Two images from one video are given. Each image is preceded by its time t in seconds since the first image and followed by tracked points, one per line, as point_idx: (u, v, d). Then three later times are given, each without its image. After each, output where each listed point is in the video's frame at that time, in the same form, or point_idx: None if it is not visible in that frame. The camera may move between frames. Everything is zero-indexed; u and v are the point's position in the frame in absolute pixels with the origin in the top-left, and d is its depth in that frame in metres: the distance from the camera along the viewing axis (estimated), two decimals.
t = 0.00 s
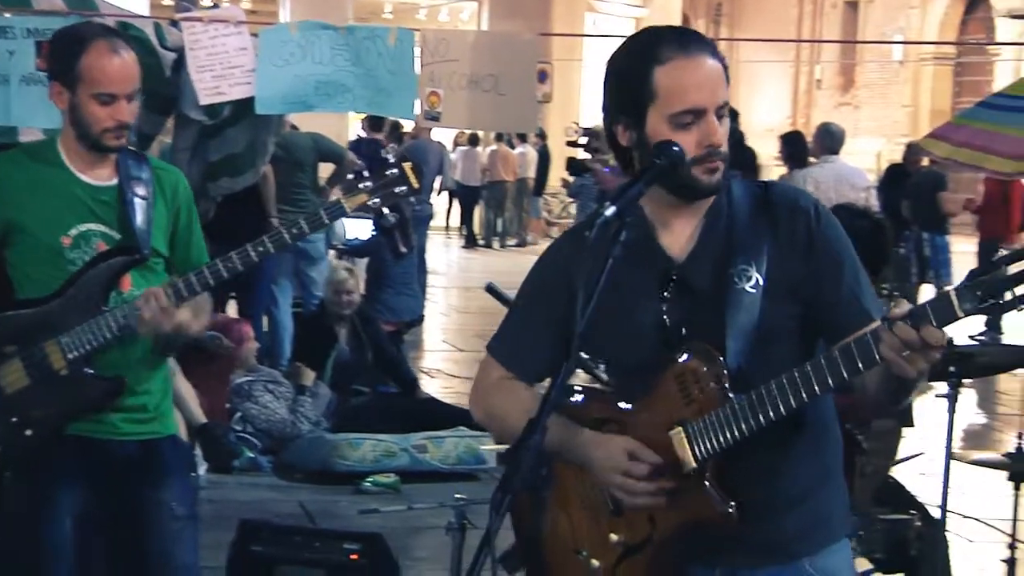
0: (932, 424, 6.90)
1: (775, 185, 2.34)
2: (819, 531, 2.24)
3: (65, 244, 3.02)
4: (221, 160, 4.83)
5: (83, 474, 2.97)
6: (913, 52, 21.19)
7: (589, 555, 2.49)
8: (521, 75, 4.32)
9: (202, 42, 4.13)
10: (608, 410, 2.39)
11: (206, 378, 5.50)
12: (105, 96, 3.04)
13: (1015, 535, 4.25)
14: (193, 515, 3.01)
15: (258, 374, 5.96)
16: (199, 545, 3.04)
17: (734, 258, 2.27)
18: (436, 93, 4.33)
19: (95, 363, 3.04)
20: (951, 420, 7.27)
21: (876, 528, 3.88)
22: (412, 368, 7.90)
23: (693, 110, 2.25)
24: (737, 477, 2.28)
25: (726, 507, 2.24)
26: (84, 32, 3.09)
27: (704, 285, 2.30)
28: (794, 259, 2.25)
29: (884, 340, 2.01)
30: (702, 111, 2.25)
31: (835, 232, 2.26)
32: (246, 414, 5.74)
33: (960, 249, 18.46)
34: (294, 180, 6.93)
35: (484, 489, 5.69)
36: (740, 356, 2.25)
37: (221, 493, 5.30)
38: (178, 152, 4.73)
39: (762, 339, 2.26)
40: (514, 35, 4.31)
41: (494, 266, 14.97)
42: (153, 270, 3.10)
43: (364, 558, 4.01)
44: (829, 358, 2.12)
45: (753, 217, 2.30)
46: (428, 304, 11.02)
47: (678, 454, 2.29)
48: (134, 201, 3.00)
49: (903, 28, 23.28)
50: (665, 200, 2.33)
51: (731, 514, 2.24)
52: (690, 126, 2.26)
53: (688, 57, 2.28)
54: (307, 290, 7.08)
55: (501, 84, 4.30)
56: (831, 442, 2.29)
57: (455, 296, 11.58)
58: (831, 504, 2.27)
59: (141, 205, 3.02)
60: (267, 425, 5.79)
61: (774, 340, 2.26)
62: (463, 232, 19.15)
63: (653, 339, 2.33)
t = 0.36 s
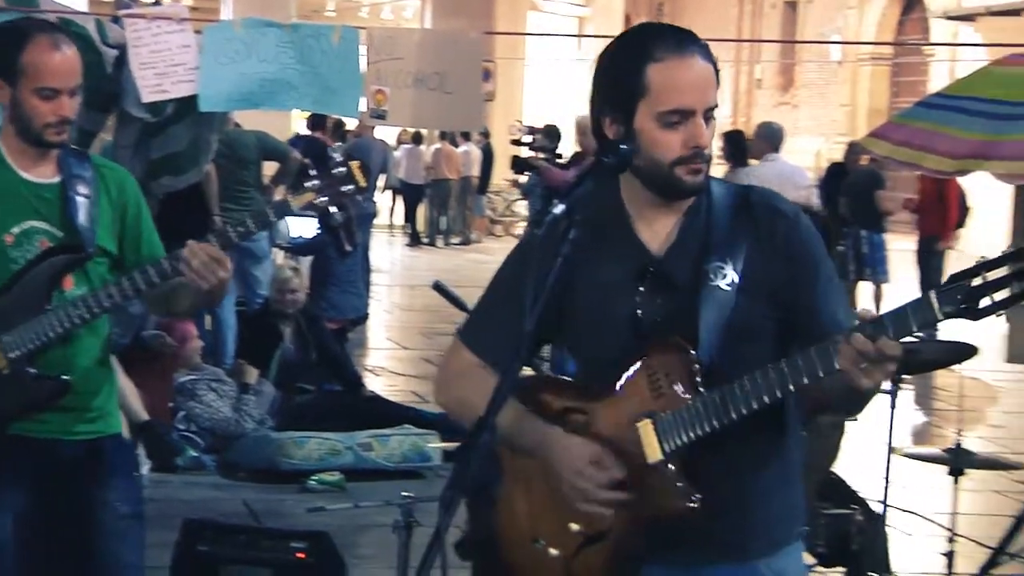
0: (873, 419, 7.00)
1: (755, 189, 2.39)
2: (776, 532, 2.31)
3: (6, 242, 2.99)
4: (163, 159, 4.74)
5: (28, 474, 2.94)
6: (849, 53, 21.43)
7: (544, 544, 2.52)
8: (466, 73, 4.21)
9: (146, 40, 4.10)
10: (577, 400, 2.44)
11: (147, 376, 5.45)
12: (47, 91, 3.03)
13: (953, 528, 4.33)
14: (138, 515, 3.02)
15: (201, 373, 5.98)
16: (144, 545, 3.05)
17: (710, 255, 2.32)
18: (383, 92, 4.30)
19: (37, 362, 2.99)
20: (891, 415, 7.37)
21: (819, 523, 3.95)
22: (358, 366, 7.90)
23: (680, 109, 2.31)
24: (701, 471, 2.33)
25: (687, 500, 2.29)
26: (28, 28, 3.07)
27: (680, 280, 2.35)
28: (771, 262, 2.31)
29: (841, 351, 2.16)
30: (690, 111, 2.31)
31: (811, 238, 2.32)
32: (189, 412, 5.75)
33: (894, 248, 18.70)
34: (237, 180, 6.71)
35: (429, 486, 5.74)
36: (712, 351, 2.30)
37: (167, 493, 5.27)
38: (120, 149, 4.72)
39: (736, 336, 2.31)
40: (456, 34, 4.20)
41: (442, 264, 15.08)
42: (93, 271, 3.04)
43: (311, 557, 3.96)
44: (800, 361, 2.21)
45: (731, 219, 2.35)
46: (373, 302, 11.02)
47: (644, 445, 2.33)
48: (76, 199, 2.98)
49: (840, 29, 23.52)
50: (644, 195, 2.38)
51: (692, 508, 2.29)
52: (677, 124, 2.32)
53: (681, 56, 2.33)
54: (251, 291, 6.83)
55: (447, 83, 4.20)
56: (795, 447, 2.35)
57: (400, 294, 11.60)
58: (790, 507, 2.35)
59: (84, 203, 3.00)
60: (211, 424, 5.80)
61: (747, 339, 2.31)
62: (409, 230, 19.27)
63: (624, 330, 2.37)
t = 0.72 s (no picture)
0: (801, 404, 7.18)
1: (707, 184, 2.45)
2: (709, 522, 2.39)
3: None
4: (103, 150, 4.83)
5: None
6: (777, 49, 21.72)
7: (489, 522, 2.50)
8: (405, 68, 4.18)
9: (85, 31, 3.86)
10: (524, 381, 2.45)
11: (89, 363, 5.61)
12: None
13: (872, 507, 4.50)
14: (82, 500, 3.10)
15: (144, 360, 6.11)
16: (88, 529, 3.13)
17: (663, 246, 2.38)
18: (323, 83, 4.24)
19: None
20: (817, 399, 7.56)
21: (747, 502, 4.07)
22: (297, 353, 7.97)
23: (655, 101, 2.37)
24: (643, 458, 2.37)
25: (632, 486, 2.30)
26: None
27: (636, 270, 2.39)
28: (721, 258, 2.39)
29: (792, 348, 2.21)
30: (663, 104, 2.37)
31: (758, 236, 2.40)
32: (131, 399, 5.90)
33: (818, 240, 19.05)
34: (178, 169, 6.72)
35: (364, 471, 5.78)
36: (663, 340, 2.35)
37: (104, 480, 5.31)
38: (60, 138, 4.80)
39: (685, 327, 2.38)
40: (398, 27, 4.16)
41: (380, 253, 15.29)
42: (38, 260, 3.12)
43: (253, 539, 3.98)
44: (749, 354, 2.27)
45: (687, 213, 2.41)
46: (312, 291, 11.11)
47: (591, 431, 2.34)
48: (20, 189, 3.06)
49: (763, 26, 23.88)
50: (606, 182, 2.43)
51: (635, 493, 2.30)
52: (649, 115, 2.38)
53: (656, 50, 2.39)
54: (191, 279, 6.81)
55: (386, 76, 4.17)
56: (732, 437, 2.43)
57: (339, 283, 11.70)
58: (723, 495, 2.43)
59: (28, 193, 3.07)
60: (153, 410, 5.96)
61: (694, 331, 2.39)
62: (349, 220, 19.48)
63: (577, 317, 2.40)
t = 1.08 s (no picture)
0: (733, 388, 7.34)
1: (635, 173, 2.47)
2: (639, 505, 2.41)
3: None
4: (50, 145, 4.87)
5: None
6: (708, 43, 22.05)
7: (428, 507, 2.51)
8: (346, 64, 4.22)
9: (29, 27, 3.97)
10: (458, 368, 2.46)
11: (35, 354, 5.80)
12: None
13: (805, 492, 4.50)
14: (31, 486, 3.22)
15: (90, 348, 6.21)
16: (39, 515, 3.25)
17: (590, 234, 2.40)
18: (265, 77, 4.19)
19: None
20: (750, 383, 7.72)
21: (680, 483, 4.12)
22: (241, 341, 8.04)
23: (575, 93, 2.41)
24: (574, 443, 2.39)
25: (564, 469, 2.35)
26: None
27: (563, 258, 2.41)
28: (647, 245, 2.40)
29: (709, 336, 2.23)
30: (584, 95, 2.41)
31: (683, 225, 2.43)
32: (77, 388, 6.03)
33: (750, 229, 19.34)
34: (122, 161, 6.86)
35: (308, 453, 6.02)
36: (592, 327, 2.37)
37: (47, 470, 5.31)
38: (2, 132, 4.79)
39: (613, 314, 2.39)
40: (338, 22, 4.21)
41: (322, 244, 15.43)
42: None
43: (200, 523, 4.00)
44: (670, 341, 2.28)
45: (613, 202, 2.43)
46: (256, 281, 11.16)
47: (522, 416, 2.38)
48: None
49: (694, 21, 24.27)
50: (534, 171, 2.44)
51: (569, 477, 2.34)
52: (571, 106, 2.41)
53: (579, 42, 2.43)
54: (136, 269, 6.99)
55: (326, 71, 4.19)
56: (661, 421, 2.44)
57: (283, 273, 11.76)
58: (654, 478, 2.43)
59: None
60: (99, 399, 6.11)
61: (623, 317, 2.39)
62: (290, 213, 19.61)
63: (507, 305, 2.43)
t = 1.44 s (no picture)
0: (670, 383, 7.50)
1: (541, 171, 2.51)
2: (568, 489, 2.44)
3: None
4: None
5: None
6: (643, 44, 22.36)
7: (362, 511, 2.53)
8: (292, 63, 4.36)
9: None
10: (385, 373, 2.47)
11: None
12: None
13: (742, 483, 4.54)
14: None
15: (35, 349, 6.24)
16: None
17: (505, 233, 2.42)
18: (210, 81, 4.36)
19: None
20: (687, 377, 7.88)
21: (621, 475, 4.15)
22: (189, 340, 8.11)
23: (480, 92, 2.42)
24: (500, 434, 2.42)
25: (492, 461, 2.39)
26: None
27: (481, 256, 2.43)
28: (561, 239, 2.44)
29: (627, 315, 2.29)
30: (489, 94, 2.42)
31: (591, 216, 2.47)
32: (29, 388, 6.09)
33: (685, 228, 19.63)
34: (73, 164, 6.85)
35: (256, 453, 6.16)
36: (510, 320, 2.41)
37: None
38: None
39: (529, 307, 2.42)
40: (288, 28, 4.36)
41: (266, 244, 15.59)
42: None
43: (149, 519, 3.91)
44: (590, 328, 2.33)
45: (525, 199, 2.46)
46: (201, 281, 11.20)
47: (447, 414, 2.41)
48: None
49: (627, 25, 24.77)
50: (446, 173, 2.45)
51: (499, 467, 2.38)
52: (479, 106, 2.42)
53: (477, 42, 2.45)
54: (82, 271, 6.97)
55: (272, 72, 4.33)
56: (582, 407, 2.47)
57: (227, 273, 11.80)
58: (581, 463, 2.46)
59: None
60: (49, 398, 6.19)
61: (539, 310, 2.43)
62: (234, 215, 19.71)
63: (428, 305, 2.43)
